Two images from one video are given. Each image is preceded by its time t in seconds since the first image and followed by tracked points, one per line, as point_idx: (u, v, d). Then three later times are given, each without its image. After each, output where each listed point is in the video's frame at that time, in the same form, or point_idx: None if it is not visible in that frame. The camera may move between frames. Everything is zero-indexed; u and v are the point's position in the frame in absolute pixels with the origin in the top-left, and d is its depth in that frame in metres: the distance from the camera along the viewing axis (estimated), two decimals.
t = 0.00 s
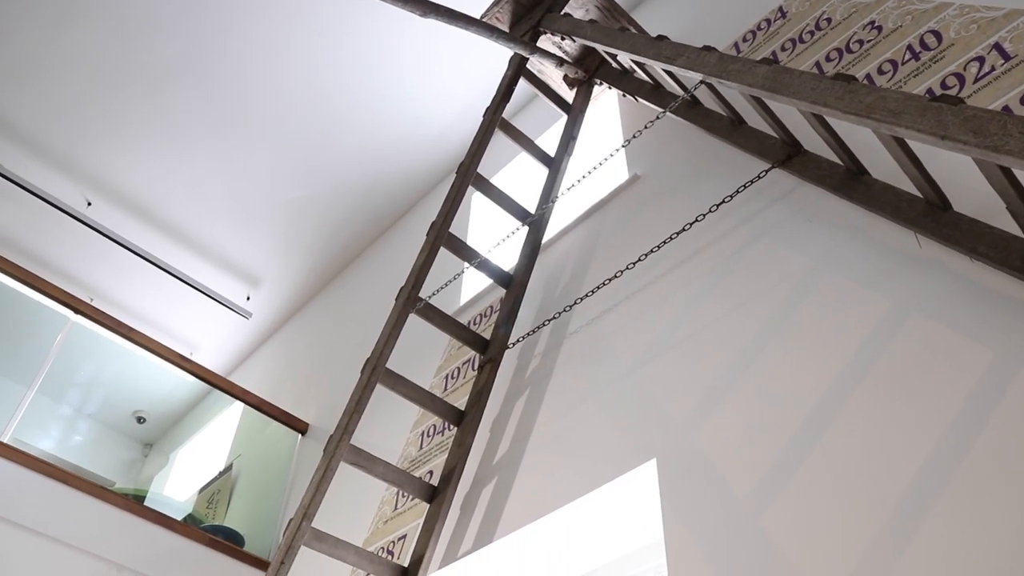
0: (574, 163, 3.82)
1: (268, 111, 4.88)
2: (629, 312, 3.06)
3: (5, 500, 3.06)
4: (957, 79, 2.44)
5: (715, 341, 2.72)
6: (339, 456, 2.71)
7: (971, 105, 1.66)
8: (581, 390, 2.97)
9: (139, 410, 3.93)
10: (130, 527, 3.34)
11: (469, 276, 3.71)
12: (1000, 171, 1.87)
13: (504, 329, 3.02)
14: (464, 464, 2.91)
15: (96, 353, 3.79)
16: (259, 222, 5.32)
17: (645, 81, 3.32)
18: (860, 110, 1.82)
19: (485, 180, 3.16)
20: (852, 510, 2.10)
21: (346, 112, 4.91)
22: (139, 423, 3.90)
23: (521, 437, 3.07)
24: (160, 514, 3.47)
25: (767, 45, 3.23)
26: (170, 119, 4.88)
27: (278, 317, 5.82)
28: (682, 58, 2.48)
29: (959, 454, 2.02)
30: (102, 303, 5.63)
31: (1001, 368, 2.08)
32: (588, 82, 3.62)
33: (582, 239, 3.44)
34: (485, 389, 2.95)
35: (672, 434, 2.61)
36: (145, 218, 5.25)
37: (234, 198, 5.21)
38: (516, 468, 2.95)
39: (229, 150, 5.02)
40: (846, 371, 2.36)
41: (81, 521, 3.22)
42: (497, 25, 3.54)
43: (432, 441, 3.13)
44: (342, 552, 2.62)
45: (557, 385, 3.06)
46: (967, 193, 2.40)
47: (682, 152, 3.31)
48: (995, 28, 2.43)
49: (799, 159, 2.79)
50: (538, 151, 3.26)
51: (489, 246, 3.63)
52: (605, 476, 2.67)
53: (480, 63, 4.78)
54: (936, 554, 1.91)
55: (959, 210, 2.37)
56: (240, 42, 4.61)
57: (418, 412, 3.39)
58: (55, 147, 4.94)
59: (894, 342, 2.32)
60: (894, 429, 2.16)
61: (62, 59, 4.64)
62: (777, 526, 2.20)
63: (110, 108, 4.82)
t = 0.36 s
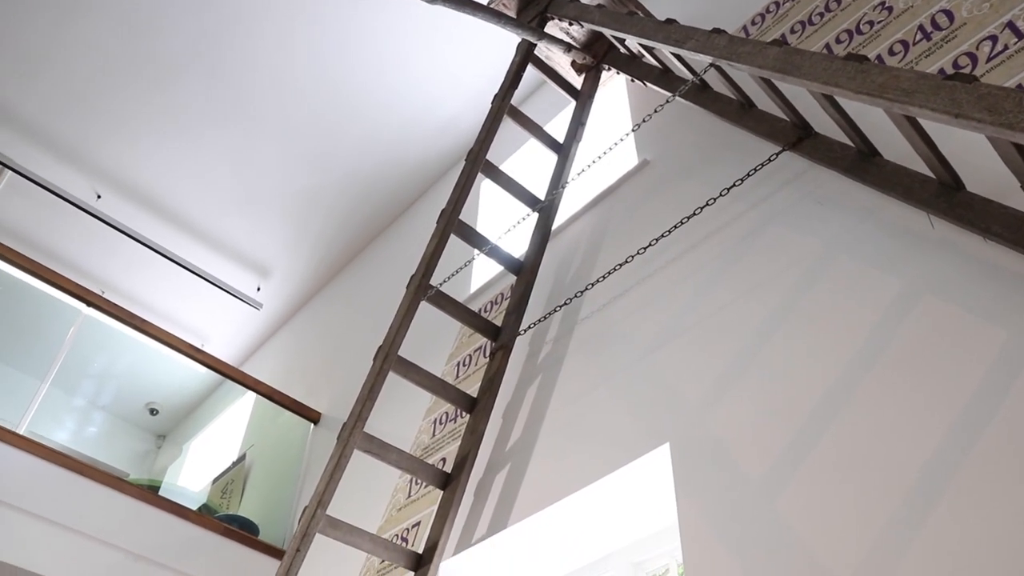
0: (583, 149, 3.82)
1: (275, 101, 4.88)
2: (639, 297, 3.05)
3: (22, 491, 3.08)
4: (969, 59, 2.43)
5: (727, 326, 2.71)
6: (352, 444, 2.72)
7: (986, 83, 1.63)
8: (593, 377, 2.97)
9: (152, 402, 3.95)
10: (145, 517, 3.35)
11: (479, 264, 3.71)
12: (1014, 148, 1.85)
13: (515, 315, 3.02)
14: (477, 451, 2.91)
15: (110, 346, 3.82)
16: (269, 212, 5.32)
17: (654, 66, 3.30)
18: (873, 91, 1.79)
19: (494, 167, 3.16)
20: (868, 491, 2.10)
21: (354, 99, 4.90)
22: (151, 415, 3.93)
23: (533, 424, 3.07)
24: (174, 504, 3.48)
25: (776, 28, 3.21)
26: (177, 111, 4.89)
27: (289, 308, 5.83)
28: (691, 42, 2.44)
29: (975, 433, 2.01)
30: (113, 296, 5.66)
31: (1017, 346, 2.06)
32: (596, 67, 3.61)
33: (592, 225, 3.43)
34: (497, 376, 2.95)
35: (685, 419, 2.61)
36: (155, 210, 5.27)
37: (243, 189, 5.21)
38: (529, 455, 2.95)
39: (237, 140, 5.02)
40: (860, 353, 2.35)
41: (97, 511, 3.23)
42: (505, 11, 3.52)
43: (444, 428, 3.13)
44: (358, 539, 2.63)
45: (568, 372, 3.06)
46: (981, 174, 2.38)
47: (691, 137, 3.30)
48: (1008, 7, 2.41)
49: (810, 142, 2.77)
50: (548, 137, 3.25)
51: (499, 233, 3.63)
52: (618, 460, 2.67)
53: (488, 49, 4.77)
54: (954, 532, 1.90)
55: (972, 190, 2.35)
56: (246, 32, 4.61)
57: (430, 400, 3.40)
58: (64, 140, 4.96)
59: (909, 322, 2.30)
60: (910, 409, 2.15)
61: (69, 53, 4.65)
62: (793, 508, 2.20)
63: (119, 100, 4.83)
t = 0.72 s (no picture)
0: (592, 134, 3.81)
1: (283, 91, 4.87)
2: (650, 282, 3.04)
3: (38, 480, 3.10)
4: (982, 36, 2.40)
5: (740, 309, 2.70)
6: (366, 431, 2.73)
7: (1001, 59, 1.57)
8: (604, 362, 2.97)
9: (166, 393, 3.99)
10: (161, 506, 3.37)
11: (490, 250, 3.71)
12: None
13: (526, 301, 3.02)
14: (490, 437, 2.91)
15: (123, 337, 3.84)
16: (278, 201, 5.32)
17: (663, 49, 3.28)
18: (886, 70, 1.72)
19: (504, 153, 3.16)
20: (884, 470, 2.09)
21: (361, 86, 4.88)
22: (164, 405, 3.96)
23: (545, 409, 3.08)
24: (189, 493, 3.50)
25: (786, 9, 3.19)
26: (185, 101, 4.89)
27: (300, 297, 5.85)
28: (701, 23, 2.36)
29: (990, 413, 1.99)
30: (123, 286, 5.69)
31: None
32: (604, 52, 3.60)
33: (602, 210, 3.43)
34: (509, 362, 2.95)
35: (698, 402, 2.60)
36: (164, 200, 5.28)
37: (251, 178, 5.21)
38: (542, 440, 2.95)
39: (245, 130, 5.01)
40: (874, 333, 2.34)
41: (113, 500, 3.25)
42: None
43: (457, 415, 3.13)
44: (372, 526, 2.64)
45: (579, 357, 3.05)
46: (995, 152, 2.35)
47: (701, 121, 3.28)
48: None
49: (822, 123, 2.75)
50: (557, 122, 3.24)
51: (509, 219, 3.63)
52: (631, 445, 2.67)
53: (495, 35, 4.74)
54: (971, 513, 1.89)
55: (986, 168, 2.32)
56: (252, 21, 4.59)
57: (442, 387, 3.40)
58: (73, 132, 4.97)
59: (923, 303, 2.29)
60: (925, 389, 2.14)
61: (76, 46, 4.65)
62: (807, 489, 2.20)
63: (126, 91, 4.83)
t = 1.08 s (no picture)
0: (602, 118, 3.80)
1: (290, 80, 4.86)
2: (661, 266, 3.03)
3: (54, 469, 3.12)
4: (997, 13, 2.36)
5: (752, 290, 2.69)
6: (379, 417, 2.73)
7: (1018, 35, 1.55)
8: (616, 347, 2.96)
9: (178, 382, 3.96)
10: (175, 494, 3.39)
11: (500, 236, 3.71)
12: None
13: (537, 286, 3.02)
14: (502, 423, 2.91)
15: (136, 326, 3.85)
16: (287, 190, 5.33)
17: (672, 31, 3.26)
18: (899, 47, 1.69)
19: (513, 138, 3.16)
20: (899, 450, 2.08)
21: (369, 73, 4.87)
22: (177, 394, 3.93)
23: (557, 394, 3.08)
24: (203, 481, 3.52)
25: None
26: (193, 91, 4.89)
27: (310, 285, 5.87)
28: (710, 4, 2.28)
29: (1006, 393, 1.97)
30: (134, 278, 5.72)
31: None
32: (613, 35, 3.59)
33: (612, 194, 3.42)
34: (520, 347, 2.94)
35: (711, 385, 2.59)
36: (174, 190, 5.29)
37: (260, 167, 5.22)
38: (554, 425, 2.96)
39: (252, 119, 5.01)
40: (888, 313, 2.32)
41: (128, 490, 3.27)
42: None
43: (469, 401, 3.13)
44: (387, 511, 2.65)
45: (590, 342, 3.05)
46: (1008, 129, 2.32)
47: (710, 104, 3.26)
48: None
49: (833, 103, 2.72)
50: (566, 107, 3.23)
51: (519, 205, 3.62)
52: (644, 428, 2.67)
53: (502, 19, 4.71)
54: (986, 493, 1.88)
55: (1000, 146, 2.29)
56: (259, 9, 4.57)
57: (454, 372, 3.40)
58: (82, 124, 4.98)
59: (938, 282, 2.27)
60: (939, 368, 2.12)
61: (83, 38, 4.65)
62: (822, 470, 2.20)
63: (135, 82, 4.84)
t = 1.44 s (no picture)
0: (611, 101, 3.80)
1: (299, 67, 4.86)
2: (671, 249, 3.03)
3: (70, 457, 3.14)
4: None
5: (763, 272, 2.68)
6: (392, 402, 2.74)
7: None
8: (627, 330, 2.96)
9: (189, 370, 4.00)
10: (191, 481, 3.41)
11: (511, 220, 3.71)
12: None
13: (549, 270, 3.02)
14: (514, 407, 2.91)
15: (148, 316, 3.87)
16: (296, 177, 5.33)
17: (682, 12, 3.26)
18: (913, 23, 1.61)
19: (522, 122, 3.16)
20: (914, 429, 2.06)
21: (377, 58, 4.85)
22: (189, 382, 3.97)
23: (568, 378, 3.08)
24: (217, 467, 3.53)
25: None
26: (200, 78, 4.88)
27: (320, 273, 5.88)
28: None
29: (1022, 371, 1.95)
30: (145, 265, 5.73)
31: None
32: (621, 16, 3.57)
33: (622, 177, 3.41)
34: (532, 331, 2.94)
35: (724, 366, 2.59)
36: (183, 179, 5.30)
37: (269, 154, 5.22)
38: (566, 408, 2.96)
39: (261, 106, 5.00)
40: (902, 293, 2.30)
41: (143, 477, 3.28)
42: None
43: (481, 385, 3.14)
44: (401, 496, 2.66)
45: (601, 326, 3.05)
46: None
47: (720, 85, 3.24)
48: None
49: (846, 82, 2.69)
50: (575, 90, 3.22)
51: (529, 188, 3.62)
52: (656, 411, 2.66)
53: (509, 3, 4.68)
54: (1001, 472, 1.86)
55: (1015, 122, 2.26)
56: None
57: (465, 357, 3.40)
58: (91, 113, 4.98)
59: (951, 261, 2.24)
60: (954, 347, 2.10)
61: (90, 27, 4.65)
62: (836, 449, 2.19)
63: (142, 71, 4.83)
